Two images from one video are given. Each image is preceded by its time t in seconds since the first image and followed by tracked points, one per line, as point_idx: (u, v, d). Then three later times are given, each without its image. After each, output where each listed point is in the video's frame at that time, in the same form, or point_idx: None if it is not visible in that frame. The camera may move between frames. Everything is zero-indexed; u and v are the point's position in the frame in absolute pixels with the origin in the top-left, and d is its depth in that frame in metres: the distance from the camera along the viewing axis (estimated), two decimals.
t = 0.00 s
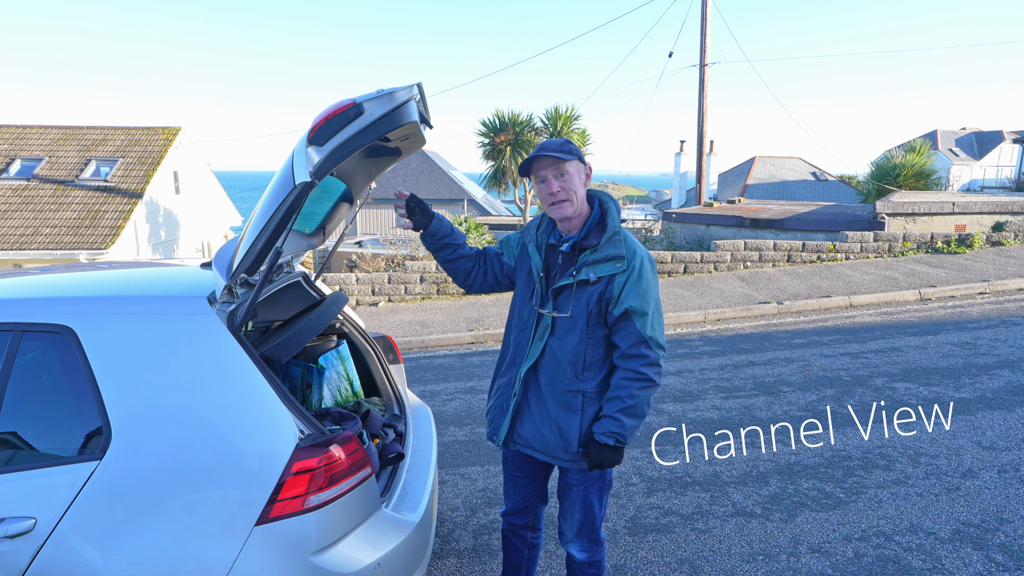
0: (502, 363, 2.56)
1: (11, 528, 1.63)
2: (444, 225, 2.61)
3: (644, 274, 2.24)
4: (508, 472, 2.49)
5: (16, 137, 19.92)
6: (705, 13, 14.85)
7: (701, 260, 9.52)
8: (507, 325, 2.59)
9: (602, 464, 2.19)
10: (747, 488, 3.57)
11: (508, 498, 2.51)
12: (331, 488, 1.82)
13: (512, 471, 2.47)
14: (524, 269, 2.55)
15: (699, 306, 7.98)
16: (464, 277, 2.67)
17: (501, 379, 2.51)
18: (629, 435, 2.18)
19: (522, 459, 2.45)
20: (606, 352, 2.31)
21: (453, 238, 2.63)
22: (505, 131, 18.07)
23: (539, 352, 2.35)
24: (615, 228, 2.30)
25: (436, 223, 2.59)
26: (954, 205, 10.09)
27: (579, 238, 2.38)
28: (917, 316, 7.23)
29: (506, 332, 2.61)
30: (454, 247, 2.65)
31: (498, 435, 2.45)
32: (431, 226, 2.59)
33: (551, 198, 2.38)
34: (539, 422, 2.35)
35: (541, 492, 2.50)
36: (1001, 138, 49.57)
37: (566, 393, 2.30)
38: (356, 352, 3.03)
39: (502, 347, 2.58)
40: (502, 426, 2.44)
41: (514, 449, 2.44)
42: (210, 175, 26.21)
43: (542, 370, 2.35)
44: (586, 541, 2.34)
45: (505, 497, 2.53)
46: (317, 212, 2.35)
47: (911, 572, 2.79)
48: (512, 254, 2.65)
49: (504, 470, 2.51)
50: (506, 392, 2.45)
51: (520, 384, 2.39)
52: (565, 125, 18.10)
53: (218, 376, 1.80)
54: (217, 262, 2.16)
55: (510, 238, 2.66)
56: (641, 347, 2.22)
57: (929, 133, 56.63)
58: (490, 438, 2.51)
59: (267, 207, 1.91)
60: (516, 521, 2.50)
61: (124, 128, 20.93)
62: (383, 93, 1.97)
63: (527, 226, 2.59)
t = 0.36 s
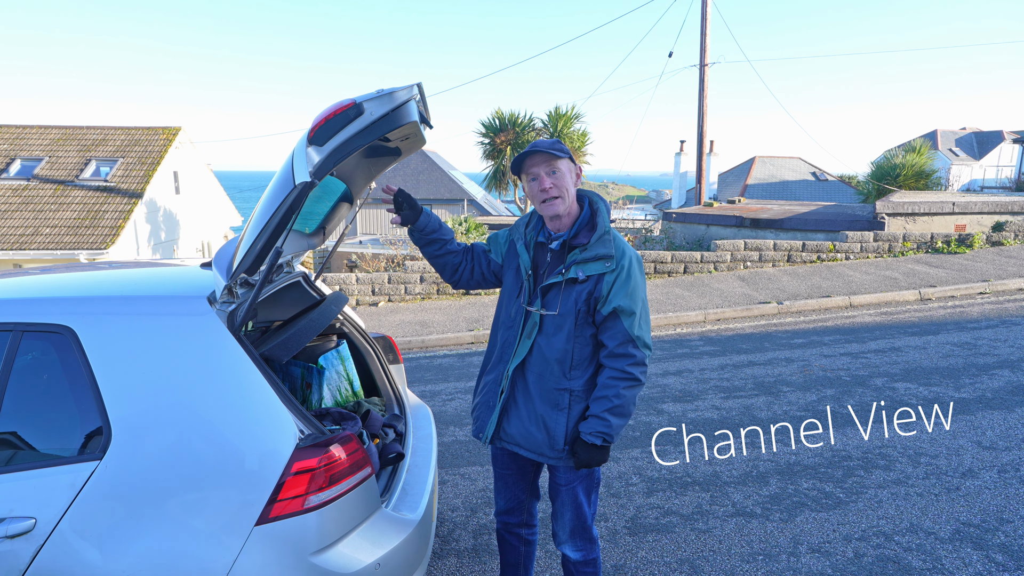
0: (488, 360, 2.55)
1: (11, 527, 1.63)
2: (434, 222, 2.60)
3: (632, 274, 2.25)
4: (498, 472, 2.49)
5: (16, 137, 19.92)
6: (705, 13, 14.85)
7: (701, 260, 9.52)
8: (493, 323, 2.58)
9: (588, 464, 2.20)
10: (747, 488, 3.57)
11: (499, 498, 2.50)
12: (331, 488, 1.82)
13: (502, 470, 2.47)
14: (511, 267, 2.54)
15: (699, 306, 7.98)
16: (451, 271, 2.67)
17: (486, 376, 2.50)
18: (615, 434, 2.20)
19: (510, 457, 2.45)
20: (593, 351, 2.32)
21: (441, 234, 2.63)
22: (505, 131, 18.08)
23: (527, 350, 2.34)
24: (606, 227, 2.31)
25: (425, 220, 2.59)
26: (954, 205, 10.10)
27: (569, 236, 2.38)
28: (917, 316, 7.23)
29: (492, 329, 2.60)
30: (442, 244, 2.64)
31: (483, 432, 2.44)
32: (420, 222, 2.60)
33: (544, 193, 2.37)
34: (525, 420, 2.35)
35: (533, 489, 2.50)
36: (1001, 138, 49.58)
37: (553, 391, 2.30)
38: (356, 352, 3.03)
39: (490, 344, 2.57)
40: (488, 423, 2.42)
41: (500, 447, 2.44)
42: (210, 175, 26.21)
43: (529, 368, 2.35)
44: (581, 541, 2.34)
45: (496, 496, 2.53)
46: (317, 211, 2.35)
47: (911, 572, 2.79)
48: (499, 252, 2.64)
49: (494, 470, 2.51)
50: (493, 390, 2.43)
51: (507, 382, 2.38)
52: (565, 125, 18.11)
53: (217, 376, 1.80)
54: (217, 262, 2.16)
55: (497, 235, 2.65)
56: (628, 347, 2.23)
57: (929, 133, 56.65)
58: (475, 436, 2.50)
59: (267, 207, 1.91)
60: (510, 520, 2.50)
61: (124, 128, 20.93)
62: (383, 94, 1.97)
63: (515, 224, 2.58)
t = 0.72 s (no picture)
0: (484, 358, 2.54)
1: (11, 527, 1.63)
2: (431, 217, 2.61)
3: (630, 273, 2.26)
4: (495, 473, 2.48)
5: (16, 137, 19.92)
6: (705, 13, 14.85)
7: (701, 260, 9.52)
8: (489, 321, 2.57)
9: (586, 463, 2.21)
10: (747, 488, 3.57)
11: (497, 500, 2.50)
12: (331, 488, 1.82)
13: (499, 471, 2.47)
14: (507, 265, 2.53)
15: (699, 306, 7.98)
16: (446, 268, 2.67)
17: (483, 375, 2.49)
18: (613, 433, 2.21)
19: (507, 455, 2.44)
20: (591, 350, 2.32)
21: (436, 231, 2.62)
22: (505, 131, 18.08)
23: (524, 348, 2.34)
24: (604, 227, 2.31)
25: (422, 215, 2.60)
26: (954, 205, 10.10)
27: (567, 235, 2.38)
28: (917, 316, 7.23)
29: (488, 328, 2.59)
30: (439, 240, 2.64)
31: (480, 431, 2.43)
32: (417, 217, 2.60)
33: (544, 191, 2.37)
34: (522, 418, 2.35)
35: (530, 489, 2.50)
36: (1001, 138, 49.58)
37: (550, 390, 2.29)
38: (356, 352, 3.03)
39: (485, 343, 2.57)
40: (485, 421, 2.42)
41: (497, 445, 2.43)
42: (211, 175, 26.21)
43: (526, 366, 2.35)
44: (579, 540, 2.34)
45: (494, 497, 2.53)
46: (317, 211, 2.35)
47: (911, 572, 2.78)
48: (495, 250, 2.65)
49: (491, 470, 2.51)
50: (489, 388, 2.43)
51: (504, 381, 2.37)
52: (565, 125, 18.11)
53: (217, 376, 1.80)
54: (217, 262, 2.16)
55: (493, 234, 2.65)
56: (626, 346, 2.23)
57: (929, 133, 56.68)
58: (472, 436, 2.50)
59: (267, 207, 1.91)
60: (508, 521, 2.50)
61: (124, 128, 20.93)
62: (383, 94, 1.97)
63: (512, 223, 2.59)
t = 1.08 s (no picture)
0: (484, 359, 2.54)
1: (11, 528, 1.63)
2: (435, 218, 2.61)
3: (631, 274, 2.26)
4: (495, 475, 2.48)
5: (16, 137, 19.93)
6: (705, 13, 14.85)
7: (701, 260, 9.52)
8: (489, 321, 2.57)
9: (586, 464, 2.21)
10: (747, 488, 3.57)
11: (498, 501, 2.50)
12: (331, 488, 1.82)
13: (499, 472, 2.46)
14: (507, 266, 2.54)
15: (698, 306, 7.98)
16: (446, 269, 2.66)
17: (483, 375, 2.49)
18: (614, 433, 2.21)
19: (508, 457, 2.44)
20: (591, 351, 2.33)
21: (438, 231, 2.62)
22: (505, 131, 18.08)
23: (524, 348, 2.34)
24: (606, 227, 2.31)
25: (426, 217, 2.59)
26: (954, 205, 10.10)
27: (568, 236, 2.38)
28: (917, 316, 7.23)
29: (488, 328, 2.59)
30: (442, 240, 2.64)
31: (480, 432, 2.43)
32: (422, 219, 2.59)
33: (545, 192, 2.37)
34: (522, 418, 2.35)
35: (530, 489, 2.50)
36: (1001, 138, 49.60)
37: (550, 390, 2.29)
38: (356, 352, 3.03)
39: (485, 343, 2.57)
40: (485, 422, 2.41)
41: (496, 446, 2.43)
42: (210, 175, 26.22)
43: (527, 366, 2.35)
44: (579, 541, 2.34)
45: (493, 499, 2.52)
46: (317, 211, 2.35)
47: (911, 572, 2.78)
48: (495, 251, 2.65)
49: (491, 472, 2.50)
50: (489, 388, 2.42)
51: (505, 381, 2.37)
52: (565, 125, 18.11)
53: (218, 377, 1.80)
54: (217, 262, 2.16)
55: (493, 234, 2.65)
56: (627, 347, 2.25)
57: (929, 134, 56.71)
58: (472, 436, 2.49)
59: (267, 208, 1.91)
60: (508, 521, 2.50)
61: (124, 128, 20.94)
62: (383, 94, 1.97)
63: (512, 223, 2.58)
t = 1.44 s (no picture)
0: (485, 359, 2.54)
1: (11, 527, 1.63)
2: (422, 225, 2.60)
3: (633, 276, 2.25)
4: (495, 475, 2.48)
5: (16, 137, 19.92)
6: (705, 13, 14.84)
7: (701, 260, 9.52)
8: (490, 321, 2.57)
9: (587, 466, 2.21)
10: (747, 488, 3.57)
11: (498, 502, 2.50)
12: (331, 488, 1.82)
13: (499, 472, 2.46)
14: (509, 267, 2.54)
15: (699, 306, 7.98)
16: (447, 270, 2.67)
17: (483, 376, 2.49)
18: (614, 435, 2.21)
19: (508, 458, 2.44)
20: (592, 352, 2.33)
21: (429, 235, 2.63)
22: (505, 131, 18.07)
23: (525, 348, 2.34)
24: (608, 228, 2.31)
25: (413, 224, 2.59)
26: (954, 205, 10.10)
27: (570, 236, 2.38)
28: (917, 316, 7.23)
29: (489, 328, 2.59)
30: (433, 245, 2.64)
31: (480, 432, 2.43)
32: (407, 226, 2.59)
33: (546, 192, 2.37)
34: (522, 418, 2.35)
35: (530, 489, 2.50)
36: (1001, 138, 49.61)
37: (551, 391, 2.29)
38: (356, 352, 3.03)
39: (486, 344, 2.57)
40: (485, 423, 2.41)
41: (496, 446, 2.43)
42: (211, 175, 26.22)
43: (528, 367, 2.35)
44: (579, 542, 2.34)
45: (493, 499, 2.52)
46: (317, 211, 2.34)
47: (911, 572, 2.78)
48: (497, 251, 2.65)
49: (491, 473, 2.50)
50: (490, 388, 2.42)
51: (505, 381, 2.37)
52: (565, 125, 18.09)
53: (218, 377, 1.80)
54: (217, 262, 2.16)
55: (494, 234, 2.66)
56: (628, 348, 2.25)
57: (929, 134, 56.72)
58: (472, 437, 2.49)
59: (267, 207, 1.91)
60: (508, 521, 2.50)
61: (124, 128, 20.93)
62: (383, 94, 1.97)
63: (514, 224, 2.59)
